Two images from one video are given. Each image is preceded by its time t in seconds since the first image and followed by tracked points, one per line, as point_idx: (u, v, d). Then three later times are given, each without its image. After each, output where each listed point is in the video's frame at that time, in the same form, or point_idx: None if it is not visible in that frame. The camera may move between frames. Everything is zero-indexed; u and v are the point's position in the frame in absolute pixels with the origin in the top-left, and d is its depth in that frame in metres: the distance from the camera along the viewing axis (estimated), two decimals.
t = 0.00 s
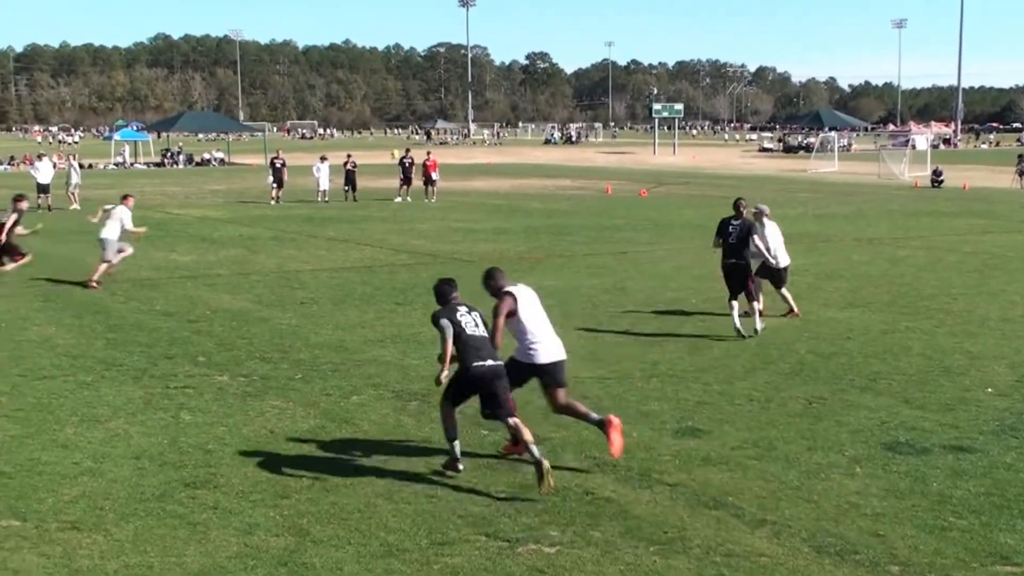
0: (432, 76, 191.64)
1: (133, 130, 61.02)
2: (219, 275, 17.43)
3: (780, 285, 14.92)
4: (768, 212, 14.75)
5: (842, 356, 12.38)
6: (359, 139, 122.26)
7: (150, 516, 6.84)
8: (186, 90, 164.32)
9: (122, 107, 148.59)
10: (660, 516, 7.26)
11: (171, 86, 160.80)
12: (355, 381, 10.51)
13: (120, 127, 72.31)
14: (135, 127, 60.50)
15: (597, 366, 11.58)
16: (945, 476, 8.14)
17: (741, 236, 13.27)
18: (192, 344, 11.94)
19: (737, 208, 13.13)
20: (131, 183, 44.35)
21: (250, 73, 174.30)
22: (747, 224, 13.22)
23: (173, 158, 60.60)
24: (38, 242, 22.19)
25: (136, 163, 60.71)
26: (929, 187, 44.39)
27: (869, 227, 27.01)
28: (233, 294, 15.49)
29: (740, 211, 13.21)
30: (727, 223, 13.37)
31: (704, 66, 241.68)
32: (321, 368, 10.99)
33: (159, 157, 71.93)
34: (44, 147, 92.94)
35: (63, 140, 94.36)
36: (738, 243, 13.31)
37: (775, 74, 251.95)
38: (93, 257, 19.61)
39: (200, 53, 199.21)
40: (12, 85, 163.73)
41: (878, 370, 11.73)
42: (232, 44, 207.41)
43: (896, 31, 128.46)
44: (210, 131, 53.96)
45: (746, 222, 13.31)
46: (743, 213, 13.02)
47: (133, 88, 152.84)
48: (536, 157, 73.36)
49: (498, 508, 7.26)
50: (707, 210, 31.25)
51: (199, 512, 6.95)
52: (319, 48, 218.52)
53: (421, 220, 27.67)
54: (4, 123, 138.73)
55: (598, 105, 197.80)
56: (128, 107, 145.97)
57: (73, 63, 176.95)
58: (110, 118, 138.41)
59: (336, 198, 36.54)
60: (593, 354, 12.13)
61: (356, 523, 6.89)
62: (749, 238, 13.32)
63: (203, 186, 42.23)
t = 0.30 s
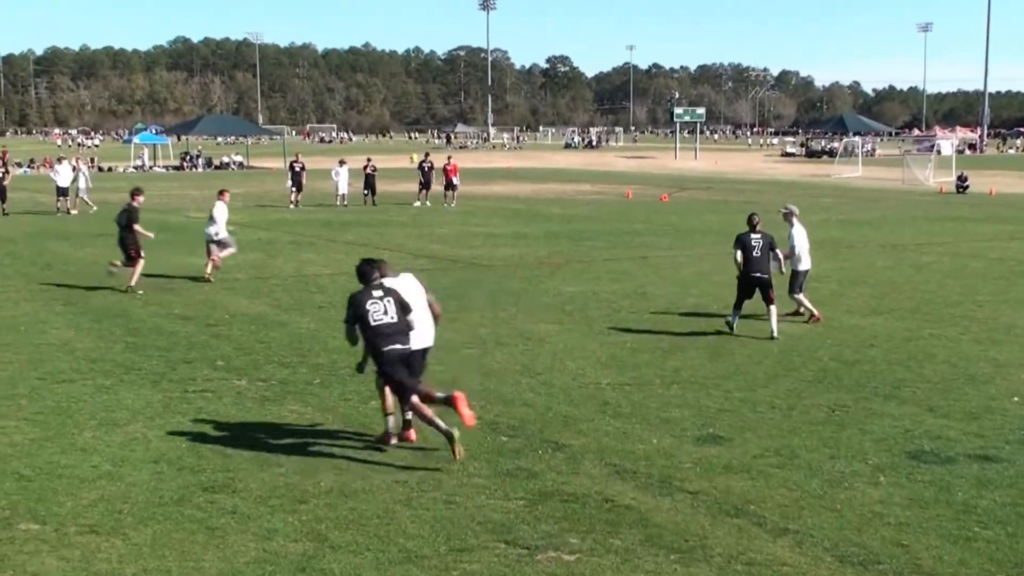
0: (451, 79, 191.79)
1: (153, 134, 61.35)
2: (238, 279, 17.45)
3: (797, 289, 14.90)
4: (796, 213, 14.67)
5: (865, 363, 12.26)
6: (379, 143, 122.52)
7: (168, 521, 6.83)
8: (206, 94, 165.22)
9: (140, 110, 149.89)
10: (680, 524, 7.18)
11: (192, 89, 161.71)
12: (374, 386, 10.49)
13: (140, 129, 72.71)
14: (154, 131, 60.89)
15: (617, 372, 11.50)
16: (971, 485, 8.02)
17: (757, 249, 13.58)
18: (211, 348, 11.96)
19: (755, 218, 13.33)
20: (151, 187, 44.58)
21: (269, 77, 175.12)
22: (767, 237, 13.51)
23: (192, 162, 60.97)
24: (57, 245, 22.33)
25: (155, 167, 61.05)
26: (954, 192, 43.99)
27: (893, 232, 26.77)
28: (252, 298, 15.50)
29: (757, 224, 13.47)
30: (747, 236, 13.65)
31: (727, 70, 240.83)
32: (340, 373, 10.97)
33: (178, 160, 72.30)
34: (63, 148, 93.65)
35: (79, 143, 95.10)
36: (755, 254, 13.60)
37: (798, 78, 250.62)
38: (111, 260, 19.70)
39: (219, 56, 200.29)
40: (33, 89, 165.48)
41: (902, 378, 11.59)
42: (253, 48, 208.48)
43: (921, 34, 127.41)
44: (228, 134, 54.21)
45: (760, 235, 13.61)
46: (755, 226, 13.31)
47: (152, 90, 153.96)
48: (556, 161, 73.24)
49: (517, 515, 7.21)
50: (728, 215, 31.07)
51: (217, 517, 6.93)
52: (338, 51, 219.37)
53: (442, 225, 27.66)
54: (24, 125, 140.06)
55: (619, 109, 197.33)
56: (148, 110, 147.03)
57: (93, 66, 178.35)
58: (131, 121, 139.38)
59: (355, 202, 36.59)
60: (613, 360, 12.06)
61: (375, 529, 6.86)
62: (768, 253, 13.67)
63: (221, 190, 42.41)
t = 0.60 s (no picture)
0: (472, 83, 192.13)
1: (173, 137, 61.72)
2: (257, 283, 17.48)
3: (823, 289, 14.82)
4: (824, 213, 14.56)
5: (889, 371, 12.12)
6: (398, 147, 122.82)
7: (187, 525, 6.82)
8: (225, 96, 166.28)
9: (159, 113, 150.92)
10: (700, 533, 7.09)
11: (212, 92, 162.75)
12: (393, 391, 10.46)
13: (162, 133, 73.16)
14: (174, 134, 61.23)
15: (638, 378, 11.43)
16: (997, 495, 7.89)
17: (772, 250, 13.84)
18: (231, 352, 11.98)
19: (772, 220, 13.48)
20: (172, 190, 44.84)
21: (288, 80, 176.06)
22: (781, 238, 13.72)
23: (212, 166, 61.28)
24: (78, 248, 22.47)
25: (175, 170, 61.45)
26: (981, 198, 43.54)
27: (919, 238, 26.52)
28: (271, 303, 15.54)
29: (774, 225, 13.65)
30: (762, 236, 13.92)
31: (750, 75, 239.83)
32: (359, 378, 10.96)
33: (198, 163, 72.75)
34: (84, 152, 94.41)
35: (99, 146, 95.78)
36: (769, 254, 13.84)
37: (822, 83, 249.44)
38: (131, 263, 19.80)
39: (239, 59, 201.35)
40: (55, 92, 166.94)
41: (928, 386, 11.45)
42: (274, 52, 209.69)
43: (948, 38, 126.32)
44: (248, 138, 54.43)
45: (776, 236, 13.85)
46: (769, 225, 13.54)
47: (171, 93, 154.92)
48: (577, 166, 73.12)
49: (537, 521, 7.15)
50: (750, 221, 30.89)
51: (235, 522, 6.91)
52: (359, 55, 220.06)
53: (462, 229, 27.66)
54: (45, 127, 141.32)
55: (640, 113, 196.96)
56: (167, 113, 148.44)
57: (113, 69, 179.85)
58: (152, 124, 140.45)
59: (375, 206, 36.66)
60: (634, 366, 11.98)
61: (393, 535, 6.82)
62: (783, 254, 13.89)
63: (241, 194, 42.57)
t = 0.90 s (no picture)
0: (494, 87, 192.27)
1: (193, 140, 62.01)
2: (276, 287, 17.51)
3: (851, 295, 14.69)
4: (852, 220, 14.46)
5: (914, 378, 11.97)
6: (419, 150, 122.97)
7: (206, 529, 6.80)
8: (246, 99, 167.04)
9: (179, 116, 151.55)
10: (722, 540, 7.01)
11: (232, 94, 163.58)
12: (413, 396, 10.43)
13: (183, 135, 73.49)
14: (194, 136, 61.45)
15: (660, 384, 11.34)
16: None
17: (802, 252, 13.74)
18: (250, 356, 11.98)
19: (803, 223, 13.41)
20: (192, 193, 45.05)
21: (309, 83, 176.73)
22: (812, 242, 13.65)
23: (232, 168, 61.49)
24: (99, 251, 22.56)
25: (195, 173, 61.74)
26: (1007, 204, 43.07)
27: (944, 244, 26.27)
28: (291, 306, 15.57)
29: (806, 228, 13.57)
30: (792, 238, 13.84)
31: (773, 79, 238.72)
32: (379, 382, 10.92)
33: (218, 166, 73.07)
34: (104, 155, 94.91)
35: (119, 149, 96.18)
36: (797, 255, 13.74)
37: (846, 87, 247.86)
38: (151, 267, 19.87)
39: (258, 61, 201.94)
40: (76, 94, 168.10)
41: (953, 393, 11.30)
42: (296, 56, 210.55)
43: (973, 42, 125.20)
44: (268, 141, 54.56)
45: (807, 238, 13.73)
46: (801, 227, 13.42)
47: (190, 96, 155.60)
48: (599, 170, 72.95)
49: (558, 528, 7.09)
50: (773, 226, 30.70)
51: (254, 527, 6.88)
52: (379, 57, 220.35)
53: (482, 233, 27.64)
54: (64, 129, 142.15)
55: (662, 117, 196.44)
56: (187, 115, 149.33)
57: (134, 71, 181.04)
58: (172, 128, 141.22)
59: (395, 209, 36.69)
60: (656, 372, 11.90)
61: (413, 541, 6.77)
62: (811, 257, 13.79)
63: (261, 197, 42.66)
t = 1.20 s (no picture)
0: (516, 89, 192.13)
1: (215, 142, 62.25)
2: (297, 291, 17.51)
3: (877, 302, 14.55)
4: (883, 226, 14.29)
5: (941, 384, 11.81)
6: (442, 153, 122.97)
7: (225, 535, 6.77)
8: (267, 101, 167.60)
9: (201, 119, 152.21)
10: (746, 547, 6.91)
11: (254, 97, 164.13)
12: (434, 400, 10.37)
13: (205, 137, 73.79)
14: (216, 139, 61.72)
15: (683, 389, 11.24)
16: None
17: (821, 260, 13.65)
18: (271, 360, 11.97)
19: (823, 233, 13.37)
20: (213, 195, 45.19)
21: (330, 84, 177.12)
22: (829, 251, 13.58)
23: (253, 171, 61.70)
24: (121, 255, 22.65)
25: (217, 175, 61.96)
26: None
27: (971, 249, 25.99)
28: (312, 310, 15.57)
29: (825, 238, 13.51)
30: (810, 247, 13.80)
31: (797, 82, 237.45)
32: (400, 387, 10.88)
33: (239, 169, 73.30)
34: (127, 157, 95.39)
35: (140, 151, 96.64)
36: (815, 263, 13.65)
37: (871, 90, 246.15)
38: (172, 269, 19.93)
39: (280, 63, 202.75)
40: (98, 96, 168.94)
41: (981, 399, 11.14)
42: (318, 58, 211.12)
43: (1001, 45, 124.01)
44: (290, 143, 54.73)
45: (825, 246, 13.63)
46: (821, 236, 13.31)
47: (212, 99, 156.29)
48: (622, 173, 72.70)
49: (580, 534, 7.01)
50: (797, 230, 30.47)
51: (274, 532, 6.85)
52: (401, 59, 220.73)
53: (504, 237, 27.58)
54: (86, 131, 142.96)
55: (685, 120, 195.74)
56: (209, 117, 149.87)
57: (156, 73, 181.84)
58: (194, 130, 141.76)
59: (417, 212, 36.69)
60: (679, 377, 11.79)
61: (434, 547, 6.71)
62: (830, 264, 13.69)
63: (282, 200, 42.76)
